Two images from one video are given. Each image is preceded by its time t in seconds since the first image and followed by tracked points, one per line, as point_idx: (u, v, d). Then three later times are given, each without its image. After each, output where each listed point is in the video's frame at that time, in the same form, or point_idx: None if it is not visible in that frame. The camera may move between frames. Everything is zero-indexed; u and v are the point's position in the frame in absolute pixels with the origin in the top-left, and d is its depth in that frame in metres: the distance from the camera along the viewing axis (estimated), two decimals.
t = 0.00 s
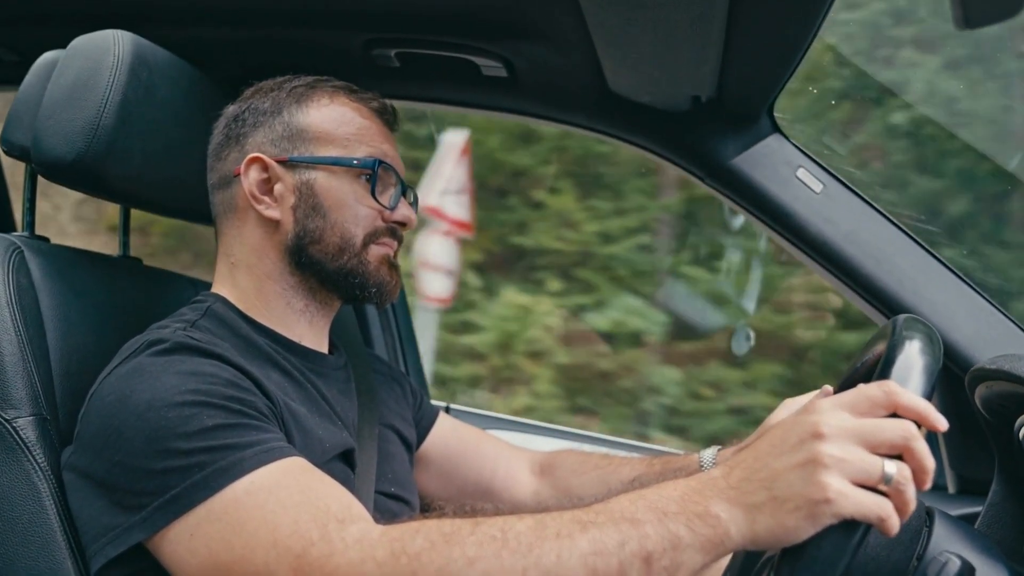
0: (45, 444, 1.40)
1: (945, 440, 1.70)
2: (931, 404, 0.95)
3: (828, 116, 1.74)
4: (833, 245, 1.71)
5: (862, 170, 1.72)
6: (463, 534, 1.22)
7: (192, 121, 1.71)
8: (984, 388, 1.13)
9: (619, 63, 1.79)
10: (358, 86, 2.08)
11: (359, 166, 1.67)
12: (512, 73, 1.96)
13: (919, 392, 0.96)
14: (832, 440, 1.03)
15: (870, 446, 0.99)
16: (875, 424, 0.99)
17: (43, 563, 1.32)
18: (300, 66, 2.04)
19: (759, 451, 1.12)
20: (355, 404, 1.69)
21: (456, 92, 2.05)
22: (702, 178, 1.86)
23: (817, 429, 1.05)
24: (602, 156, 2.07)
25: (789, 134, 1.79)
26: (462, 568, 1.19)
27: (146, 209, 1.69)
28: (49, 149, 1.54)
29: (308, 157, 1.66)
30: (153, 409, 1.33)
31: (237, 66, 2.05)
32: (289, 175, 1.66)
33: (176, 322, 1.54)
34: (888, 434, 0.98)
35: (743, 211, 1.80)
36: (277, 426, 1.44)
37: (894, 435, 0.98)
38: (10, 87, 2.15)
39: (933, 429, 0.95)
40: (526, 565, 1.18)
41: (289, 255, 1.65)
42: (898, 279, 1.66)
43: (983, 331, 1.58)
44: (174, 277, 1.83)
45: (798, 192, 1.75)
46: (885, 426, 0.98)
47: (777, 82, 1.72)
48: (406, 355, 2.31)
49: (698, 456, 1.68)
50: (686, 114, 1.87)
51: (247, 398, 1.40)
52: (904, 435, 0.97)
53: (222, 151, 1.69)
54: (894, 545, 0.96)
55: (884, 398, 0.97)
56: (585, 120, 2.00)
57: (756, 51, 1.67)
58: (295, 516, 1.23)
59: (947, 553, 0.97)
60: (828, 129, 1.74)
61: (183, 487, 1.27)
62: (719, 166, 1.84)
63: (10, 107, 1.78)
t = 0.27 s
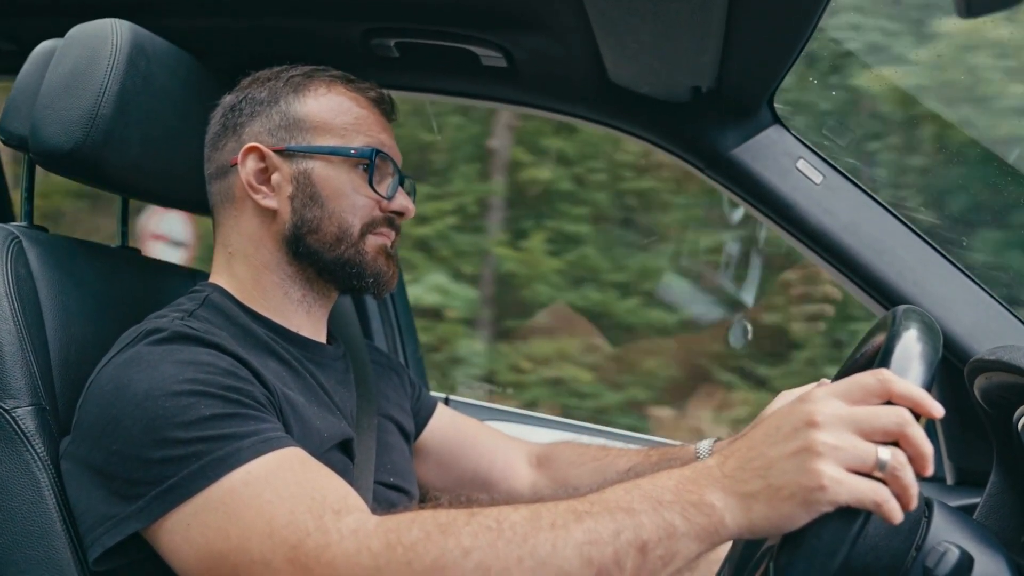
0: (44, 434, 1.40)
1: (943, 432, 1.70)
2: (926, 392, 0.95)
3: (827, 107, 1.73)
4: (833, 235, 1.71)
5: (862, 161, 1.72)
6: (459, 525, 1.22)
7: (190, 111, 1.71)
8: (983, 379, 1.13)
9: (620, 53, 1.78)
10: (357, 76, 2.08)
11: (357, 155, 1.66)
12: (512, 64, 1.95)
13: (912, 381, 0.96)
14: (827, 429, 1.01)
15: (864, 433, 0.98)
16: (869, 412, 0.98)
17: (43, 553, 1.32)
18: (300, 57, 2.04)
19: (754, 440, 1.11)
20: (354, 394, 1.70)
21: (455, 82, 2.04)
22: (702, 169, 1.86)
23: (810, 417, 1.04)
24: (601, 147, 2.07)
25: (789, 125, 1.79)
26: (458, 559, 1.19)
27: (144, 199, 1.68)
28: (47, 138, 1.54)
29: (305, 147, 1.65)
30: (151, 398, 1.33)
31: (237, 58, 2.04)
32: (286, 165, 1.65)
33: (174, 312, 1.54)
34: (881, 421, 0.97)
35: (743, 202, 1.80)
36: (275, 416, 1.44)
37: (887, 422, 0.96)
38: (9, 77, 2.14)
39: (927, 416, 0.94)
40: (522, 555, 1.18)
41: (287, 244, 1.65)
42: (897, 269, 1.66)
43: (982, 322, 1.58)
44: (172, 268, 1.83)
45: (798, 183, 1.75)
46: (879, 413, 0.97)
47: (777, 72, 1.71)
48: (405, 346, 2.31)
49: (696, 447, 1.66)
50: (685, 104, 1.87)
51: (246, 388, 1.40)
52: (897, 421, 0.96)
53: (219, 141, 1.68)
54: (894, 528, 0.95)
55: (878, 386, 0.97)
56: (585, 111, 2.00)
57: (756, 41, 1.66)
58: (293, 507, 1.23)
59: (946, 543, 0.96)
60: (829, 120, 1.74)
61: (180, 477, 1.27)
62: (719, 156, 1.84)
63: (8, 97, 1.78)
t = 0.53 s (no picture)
0: (49, 433, 1.40)
1: (947, 431, 1.70)
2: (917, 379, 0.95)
3: (830, 105, 1.73)
4: (836, 235, 1.71)
5: (866, 161, 1.72)
6: (458, 526, 1.22)
7: (194, 110, 1.71)
8: (987, 380, 1.13)
9: (624, 53, 1.78)
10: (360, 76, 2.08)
11: (357, 153, 1.66)
12: (516, 63, 1.96)
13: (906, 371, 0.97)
14: (823, 424, 1.03)
15: (859, 424, 0.99)
16: (862, 404, 0.99)
17: (49, 552, 1.32)
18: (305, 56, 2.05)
19: (754, 435, 1.12)
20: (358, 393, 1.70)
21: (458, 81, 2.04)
22: (706, 169, 1.86)
23: (806, 413, 1.05)
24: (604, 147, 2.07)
25: (794, 125, 1.79)
26: (457, 560, 1.19)
27: (148, 198, 1.69)
28: (53, 138, 1.54)
29: (305, 146, 1.65)
30: (154, 398, 1.34)
31: (242, 58, 2.05)
32: (286, 164, 1.66)
33: (179, 310, 1.54)
34: (875, 411, 0.97)
35: (747, 201, 1.81)
36: (278, 415, 1.44)
37: (882, 411, 0.97)
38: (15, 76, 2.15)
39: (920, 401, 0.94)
40: (521, 556, 1.18)
41: (288, 243, 1.65)
42: (900, 269, 1.66)
43: (986, 321, 1.58)
44: (178, 268, 1.83)
45: (801, 183, 1.75)
46: (872, 402, 0.98)
47: (781, 72, 1.71)
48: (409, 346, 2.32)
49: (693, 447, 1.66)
50: (689, 104, 1.87)
51: (249, 388, 1.41)
52: (891, 409, 0.96)
53: (219, 141, 1.69)
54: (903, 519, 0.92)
55: (871, 376, 0.99)
56: (588, 110, 2.00)
57: (760, 42, 1.66)
58: (295, 508, 1.24)
59: (949, 545, 0.96)
60: (833, 120, 1.74)
61: (183, 477, 1.27)
62: (723, 156, 1.84)
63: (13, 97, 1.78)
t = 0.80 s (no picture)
0: (53, 432, 1.40)
1: (950, 431, 1.70)
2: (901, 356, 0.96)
3: (832, 105, 1.73)
4: (838, 235, 1.71)
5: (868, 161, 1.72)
6: (449, 529, 1.22)
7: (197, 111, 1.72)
8: (989, 380, 1.13)
9: (626, 53, 1.79)
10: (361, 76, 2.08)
11: (357, 153, 1.67)
12: (518, 63, 1.96)
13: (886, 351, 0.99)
14: (804, 410, 1.03)
15: (841, 404, 1.00)
16: (842, 383, 1.00)
17: (53, 551, 1.33)
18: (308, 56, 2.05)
19: (736, 420, 1.12)
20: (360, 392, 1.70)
21: (461, 81, 2.05)
22: (708, 168, 1.86)
23: (786, 399, 1.06)
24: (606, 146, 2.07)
25: (796, 124, 1.79)
26: (448, 563, 1.19)
27: (151, 198, 1.69)
28: (56, 138, 1.55)
29: (305, 146, 1.66)
30: (156, 399, 1.34)
31: (245, 57, 2.05)
32: (287, 164, 1.66)
33: (181, 310, 1.55)
34: (854, 386, 0.98)
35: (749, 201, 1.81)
36: (278, 417, 1.44)
37: (861, 388, 0.98)
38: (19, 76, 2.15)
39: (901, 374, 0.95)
40: (511, 556, 1.18)
41: (289, 243, 1.65)
42: (902, 269, 1.65)
43: (988, 321, 1.58)
44: (181, 268, 1.83)
45: (803, 182, 1.75)
46: (852, 379, 0.99)
47: (783, 72, 1.71)
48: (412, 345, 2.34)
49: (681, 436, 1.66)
50: (691, 103, 1.87)
51: (250, 389, 1.41)
52: (869, 382, 0.97)
53: (220, 142, 1.69)
54: (903, 522, 0.92)
55: (851, 356, 1.01)
56: (591, 109, 2.00)
57: (762, 41, 1.66)
58: (289, 516, 1.23)
59: (951, 544, 0.95)
60: (836, 119, 1.74)
61: (183, 478, 1.28)
62: (724, 155, 1.84)
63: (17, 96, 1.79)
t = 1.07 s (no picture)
0: (49, 429, 1.40)
1: (949, 427, 1.70)
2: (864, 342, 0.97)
3: (831, 100, 1.73)
4: (837, 231, 1.70)
5: (867, 156, 1.71)
6: (429, 537, 1.20)
7: (193, 108, 1.71)
8: (988, 374, 1.13)
9: (624, 48, 1.78)
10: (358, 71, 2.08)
11: (351, 151, 1.66)
12: (516, 59, 1.95)
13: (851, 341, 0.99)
14: (771, 402, 1.01)
15: (806, 392, 0.99)
16: (807, 372, 0.99)
17: (48, 547, 1.32)
18: (305, 52, 2.04)
19: (708, 411, 1.10)
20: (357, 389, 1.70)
21: (458, 77, 2.04)
22: (707, 164, 1.85)
23: (753, 392, 1.03)
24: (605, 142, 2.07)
25: (795, 120, 1.78)
26: (428, 571, 1.17)
27: (148, 194, 1.69)
28: (53, 134, 1.54)
29: (300, 143, 1.65)
30: (151, 398, 1.33)
31: (242, 54, 2.05)
32: (282, 161, 1.65)
33: (178, 307, 1.54)
34: (818, 372, 0.97)
35: (748, 196, 1.80)
36: (274, 419, 1.43)
37: (826, 374, 0.97)
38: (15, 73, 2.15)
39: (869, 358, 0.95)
40: (490, 561, 1.16)
41: (283, 240, 1.65)
42: (901, 264, 1.65)
43: (987, 316, 1.58)
44: (177, 265, 1.83)
45: (802, 178, 1.74)
46: (817, 367, 0.98)
47: (783, 67, 1.71)
48: (410, 339, 2.42)
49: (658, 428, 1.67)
50: (689, 99, 1.86)
51: (246, 390, 1.40)
52: (833, 367, 0.96)
53: (218, 137, 1.69)
54: (902, 518, 0.94)
55: (815, 346, 1.00)
56: (588, 105, 1.99)
57: (761, 36, 1.65)
58: (275, 527, 1.22)
59: (950, 539, 0.94)
60: (835, 114, 1.73)
61: (175, 479, 1.28)
62: (722, 151, 1.83)
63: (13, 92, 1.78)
